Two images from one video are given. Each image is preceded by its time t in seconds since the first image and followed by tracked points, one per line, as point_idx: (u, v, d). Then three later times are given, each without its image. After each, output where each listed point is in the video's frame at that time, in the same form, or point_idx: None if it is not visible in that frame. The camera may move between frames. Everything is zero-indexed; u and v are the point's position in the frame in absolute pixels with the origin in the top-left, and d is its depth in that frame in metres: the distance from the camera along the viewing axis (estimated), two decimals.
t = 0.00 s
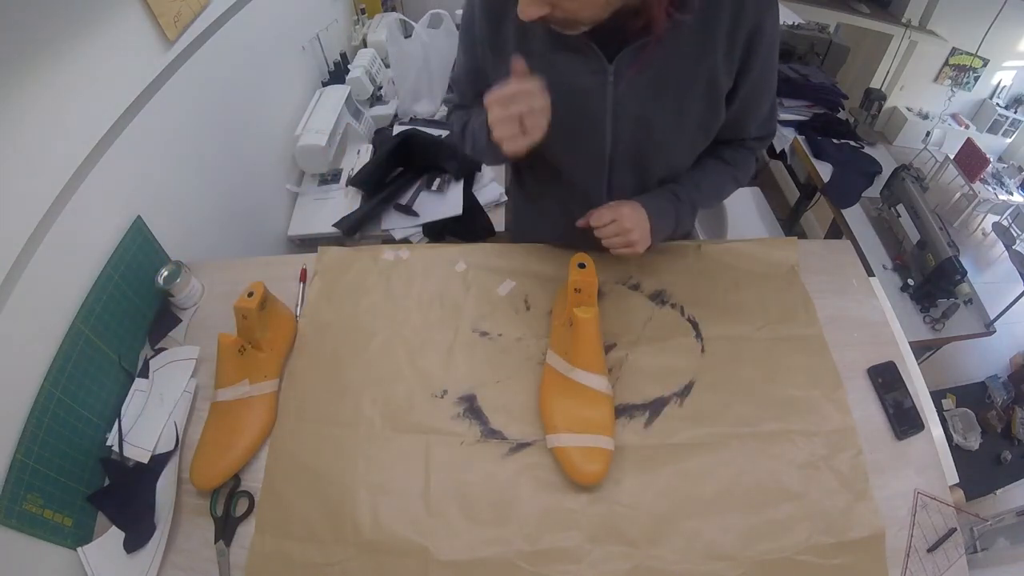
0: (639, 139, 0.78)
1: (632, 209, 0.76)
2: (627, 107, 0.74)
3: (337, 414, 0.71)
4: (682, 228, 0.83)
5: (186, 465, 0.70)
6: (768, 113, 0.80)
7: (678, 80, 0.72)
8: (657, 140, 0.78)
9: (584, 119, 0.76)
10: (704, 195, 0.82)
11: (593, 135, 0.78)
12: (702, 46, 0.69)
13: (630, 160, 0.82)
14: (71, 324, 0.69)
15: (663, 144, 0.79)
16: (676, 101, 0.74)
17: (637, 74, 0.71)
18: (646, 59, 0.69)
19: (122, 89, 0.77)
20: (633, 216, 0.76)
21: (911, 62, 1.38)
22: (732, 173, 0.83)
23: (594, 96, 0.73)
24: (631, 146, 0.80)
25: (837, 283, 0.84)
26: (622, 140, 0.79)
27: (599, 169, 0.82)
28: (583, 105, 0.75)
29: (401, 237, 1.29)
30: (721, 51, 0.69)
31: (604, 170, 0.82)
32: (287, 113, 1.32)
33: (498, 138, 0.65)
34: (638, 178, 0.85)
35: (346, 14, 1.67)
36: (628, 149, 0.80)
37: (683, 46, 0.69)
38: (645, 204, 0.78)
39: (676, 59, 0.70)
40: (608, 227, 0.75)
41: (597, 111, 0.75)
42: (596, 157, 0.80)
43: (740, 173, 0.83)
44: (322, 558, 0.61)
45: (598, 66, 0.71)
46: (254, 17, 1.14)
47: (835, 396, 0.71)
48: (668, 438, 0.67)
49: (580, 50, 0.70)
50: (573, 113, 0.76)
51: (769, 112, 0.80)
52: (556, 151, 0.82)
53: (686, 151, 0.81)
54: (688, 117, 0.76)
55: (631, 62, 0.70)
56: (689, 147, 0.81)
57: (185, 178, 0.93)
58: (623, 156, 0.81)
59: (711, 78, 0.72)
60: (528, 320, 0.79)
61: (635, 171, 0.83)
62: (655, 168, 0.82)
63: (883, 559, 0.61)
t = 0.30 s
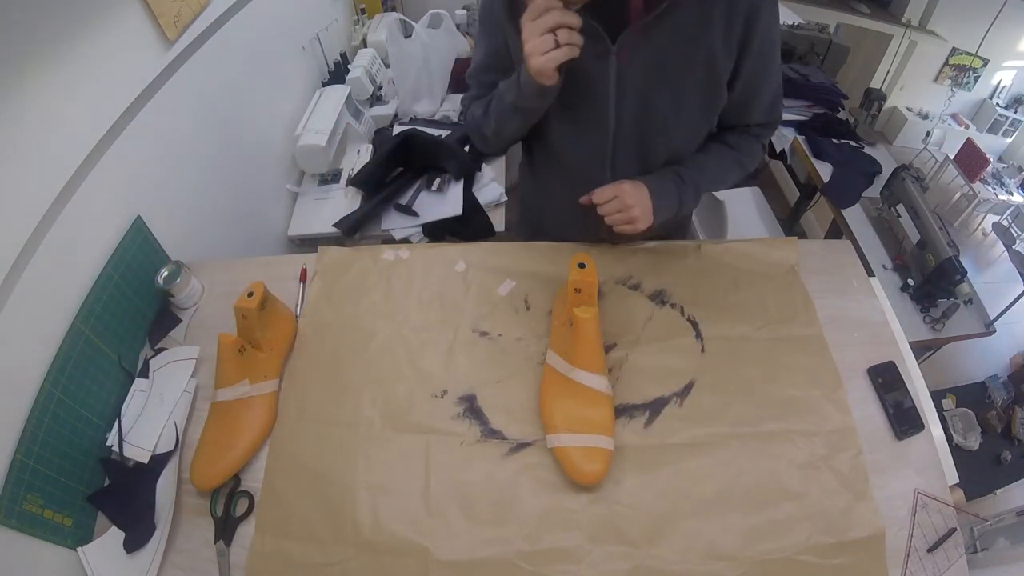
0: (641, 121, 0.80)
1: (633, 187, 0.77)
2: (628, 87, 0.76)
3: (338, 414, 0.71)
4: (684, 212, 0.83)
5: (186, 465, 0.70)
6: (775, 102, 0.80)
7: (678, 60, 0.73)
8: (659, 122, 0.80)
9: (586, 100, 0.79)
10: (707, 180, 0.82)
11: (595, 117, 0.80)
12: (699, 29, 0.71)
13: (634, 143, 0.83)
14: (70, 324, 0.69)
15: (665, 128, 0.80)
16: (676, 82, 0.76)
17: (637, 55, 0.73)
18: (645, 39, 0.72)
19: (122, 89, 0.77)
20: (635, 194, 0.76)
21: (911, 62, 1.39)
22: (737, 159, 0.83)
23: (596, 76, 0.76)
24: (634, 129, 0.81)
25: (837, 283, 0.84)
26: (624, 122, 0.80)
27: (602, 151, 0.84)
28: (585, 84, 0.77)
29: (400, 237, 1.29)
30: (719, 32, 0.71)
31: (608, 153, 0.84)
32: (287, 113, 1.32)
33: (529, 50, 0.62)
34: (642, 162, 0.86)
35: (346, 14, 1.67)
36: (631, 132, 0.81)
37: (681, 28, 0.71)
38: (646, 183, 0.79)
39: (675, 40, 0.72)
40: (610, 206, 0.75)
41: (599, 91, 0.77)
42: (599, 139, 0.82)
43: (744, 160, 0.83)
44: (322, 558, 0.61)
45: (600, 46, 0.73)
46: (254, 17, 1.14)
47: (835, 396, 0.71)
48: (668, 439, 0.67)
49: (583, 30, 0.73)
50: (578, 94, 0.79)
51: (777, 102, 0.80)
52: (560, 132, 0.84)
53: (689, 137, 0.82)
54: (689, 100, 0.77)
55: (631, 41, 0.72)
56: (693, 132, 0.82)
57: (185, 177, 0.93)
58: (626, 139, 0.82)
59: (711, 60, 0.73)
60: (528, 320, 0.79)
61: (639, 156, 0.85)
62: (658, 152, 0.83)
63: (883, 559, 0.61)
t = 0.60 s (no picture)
0: (649, 117, 0.81)
1: (640, 189, 0.77)
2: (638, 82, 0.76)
3: (338, 414, 0.71)
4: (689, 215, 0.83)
5: (186, 465, 0.70)
6: (792, 116, 0.78)
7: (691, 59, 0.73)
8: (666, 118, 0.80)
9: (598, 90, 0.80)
10: (713, 183, 0.81)
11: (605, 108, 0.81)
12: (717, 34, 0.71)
13: (641, 137, 0.83)
14: (70, 325, 0.69)
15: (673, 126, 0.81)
16: (688, 81, 0.75)
17: (650, 53, 0.73)
18: (659, 38, 0.72)
19: (122, 89, 0.77)
20: (641, 196, 0.76)
21: (911, 62, 1.38)
22: (747, 169, 0.82)
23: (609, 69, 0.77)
24: (642, 123, 0.81)
25: (837, 282, 0.84)
26: (631, 116, 0.81)
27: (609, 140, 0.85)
28: (598, 71, 0.78)
29: (400, 237, 1.29)
30: (736, 38, 0.70)
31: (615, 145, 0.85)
32: (287, 113, 1.32)
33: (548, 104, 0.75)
34: (647, 157, 0.86)
35: (346, 14, 1.67)
36: (637, 125, 0.82)
37: (699, 31, 0.71)
38: (653, 185, 0.79)
39: (691, 40, 0.72)
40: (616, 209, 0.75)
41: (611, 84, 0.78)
42: (608, 130, 0.83)
43: (755, 170, 0.82)
44: (322, 558, 0.61)
45: (616, 40, 0.74)
46: (254, 17, 1.14)
47: (835, 396, 0.71)
48: (668, 439, 0.67)
49: (602, 20, 0.74)
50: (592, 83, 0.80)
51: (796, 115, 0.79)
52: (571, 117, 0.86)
53: (698, 137, 0.82)
54: (700, 99, 0.77)
55: (646, 38, 0.72)
56: (703, 131, 0.82)
57: (185, 177, 0.93)
58: (633, 133, 0.83)
59: (725, 63, 0.72)
60: (528, 320, 0.79)
61: (644, 150, 0.85)
62: (663, 146, 0.84)
63: (883, 559, 0.61)
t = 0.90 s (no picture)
0: (639, 120, 0.80)
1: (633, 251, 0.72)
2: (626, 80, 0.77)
3: (338, 414, 0.71)
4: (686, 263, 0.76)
5: (186, 465, 0.70)
6: (796, 158, 0.72)
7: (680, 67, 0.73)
8: (653, 125, 0.79)
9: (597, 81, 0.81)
10: (698, 218, 0.75)
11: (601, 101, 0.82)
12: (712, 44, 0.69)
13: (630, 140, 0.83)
14: (70, 325, 0.69)
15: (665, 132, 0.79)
16: (679, 89, 0.74)
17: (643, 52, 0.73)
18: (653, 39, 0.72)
19: (122, 89, 0.77)
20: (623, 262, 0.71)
21: (911, 61, 1.38)
22: (745, 212, 0.75)
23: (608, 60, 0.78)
24: (630, 126, 0.81)
25: (837, 282, 0.84)
26: (618, 115, 0.81)
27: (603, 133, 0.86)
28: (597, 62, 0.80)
29: (400, 237, 1.29)
30: (726, 52, 0.68)
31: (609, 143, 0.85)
32: (287, 113, 1.32)
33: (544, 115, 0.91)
34: (636, 162, 0.85)
35: (346, 14, 1.67)
36: (626, 127, 0.82)
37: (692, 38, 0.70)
38: (638, 237, 0.73)
39: (681, 47, 0.71)
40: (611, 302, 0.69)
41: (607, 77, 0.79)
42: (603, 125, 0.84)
43: (755, 214, 0.75)
44: (322, 558, 0.61)
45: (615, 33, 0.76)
46: (254, 17, 1.14)
47: (835, 396, 0.71)
48: (668, 439, 0.67)
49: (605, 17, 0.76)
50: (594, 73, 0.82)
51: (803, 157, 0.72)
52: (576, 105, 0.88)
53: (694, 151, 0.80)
54: (691, 112, 0.75)
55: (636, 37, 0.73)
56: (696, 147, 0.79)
57: (185, 178, 0.93)
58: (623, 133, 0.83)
59: (712, 76, 0.71)
60: (528, 320, 0.79)
61: (633, 154, 0.84)
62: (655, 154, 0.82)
63: (883, 559, 0.61)
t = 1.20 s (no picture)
0: (610, 124, 0.79)
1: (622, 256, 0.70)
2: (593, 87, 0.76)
3: (337, 414, 0.71)
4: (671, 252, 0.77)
5: (186, 465, 0.70)
6: (769, 139, 0.72)
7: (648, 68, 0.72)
8: (625, 127, 0.78)
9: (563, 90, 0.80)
10: (682, 201, 0.75)
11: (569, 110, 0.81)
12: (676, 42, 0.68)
13: (604, 144, 0.82)
14: (71, 325, 0.69)
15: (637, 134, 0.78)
16: (646, 92, 0.74)
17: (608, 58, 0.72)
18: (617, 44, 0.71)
19: (122, 89, 0.77)
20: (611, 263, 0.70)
21: (911, 61, 1.39)
22: (725, 196, 0.76)
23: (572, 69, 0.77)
24: (601, 130, 0.81)
25: (837, 282, 0.84)
26: (589, 122, 0.80)
27: (575, 141, 0.85)
28: (559, 71, 0.79)
29: (400, 237, 1.29)
30: (693, 48, 0.68)
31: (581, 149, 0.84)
32: (287, 113, 1.32)
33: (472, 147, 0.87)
34: (611, 165, 0.84)
35: (346, 14, 1.67)
36: (597, 132, 0.81)
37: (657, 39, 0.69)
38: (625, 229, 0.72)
39: (649, 49, 0.70)
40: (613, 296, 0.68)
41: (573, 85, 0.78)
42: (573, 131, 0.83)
43: (735, 196, 0.75)
44: (322, 558, 0.61)
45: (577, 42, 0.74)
46: (254, 16, 1.14)
47: (835, 396, 0.71)
48: (668, 438, 0.67)
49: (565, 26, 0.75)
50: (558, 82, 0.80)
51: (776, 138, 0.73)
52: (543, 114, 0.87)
53: (667, 149, 0.80)
54: (660, 110, 0.75)
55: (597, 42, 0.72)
56: (669, 144, 0.79)
57: (184, 178, 0.93)
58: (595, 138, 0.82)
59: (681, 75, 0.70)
60: (528, 320, 0.79)
61: (608, 158, 0.83)
62: (629, 156, 0.82)
63: (883, 559, 0.61)
